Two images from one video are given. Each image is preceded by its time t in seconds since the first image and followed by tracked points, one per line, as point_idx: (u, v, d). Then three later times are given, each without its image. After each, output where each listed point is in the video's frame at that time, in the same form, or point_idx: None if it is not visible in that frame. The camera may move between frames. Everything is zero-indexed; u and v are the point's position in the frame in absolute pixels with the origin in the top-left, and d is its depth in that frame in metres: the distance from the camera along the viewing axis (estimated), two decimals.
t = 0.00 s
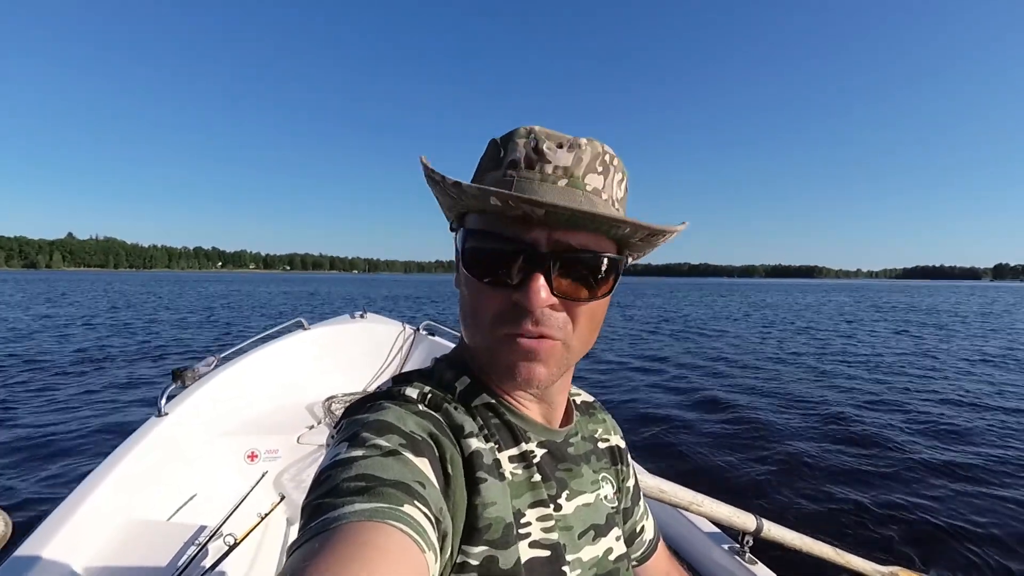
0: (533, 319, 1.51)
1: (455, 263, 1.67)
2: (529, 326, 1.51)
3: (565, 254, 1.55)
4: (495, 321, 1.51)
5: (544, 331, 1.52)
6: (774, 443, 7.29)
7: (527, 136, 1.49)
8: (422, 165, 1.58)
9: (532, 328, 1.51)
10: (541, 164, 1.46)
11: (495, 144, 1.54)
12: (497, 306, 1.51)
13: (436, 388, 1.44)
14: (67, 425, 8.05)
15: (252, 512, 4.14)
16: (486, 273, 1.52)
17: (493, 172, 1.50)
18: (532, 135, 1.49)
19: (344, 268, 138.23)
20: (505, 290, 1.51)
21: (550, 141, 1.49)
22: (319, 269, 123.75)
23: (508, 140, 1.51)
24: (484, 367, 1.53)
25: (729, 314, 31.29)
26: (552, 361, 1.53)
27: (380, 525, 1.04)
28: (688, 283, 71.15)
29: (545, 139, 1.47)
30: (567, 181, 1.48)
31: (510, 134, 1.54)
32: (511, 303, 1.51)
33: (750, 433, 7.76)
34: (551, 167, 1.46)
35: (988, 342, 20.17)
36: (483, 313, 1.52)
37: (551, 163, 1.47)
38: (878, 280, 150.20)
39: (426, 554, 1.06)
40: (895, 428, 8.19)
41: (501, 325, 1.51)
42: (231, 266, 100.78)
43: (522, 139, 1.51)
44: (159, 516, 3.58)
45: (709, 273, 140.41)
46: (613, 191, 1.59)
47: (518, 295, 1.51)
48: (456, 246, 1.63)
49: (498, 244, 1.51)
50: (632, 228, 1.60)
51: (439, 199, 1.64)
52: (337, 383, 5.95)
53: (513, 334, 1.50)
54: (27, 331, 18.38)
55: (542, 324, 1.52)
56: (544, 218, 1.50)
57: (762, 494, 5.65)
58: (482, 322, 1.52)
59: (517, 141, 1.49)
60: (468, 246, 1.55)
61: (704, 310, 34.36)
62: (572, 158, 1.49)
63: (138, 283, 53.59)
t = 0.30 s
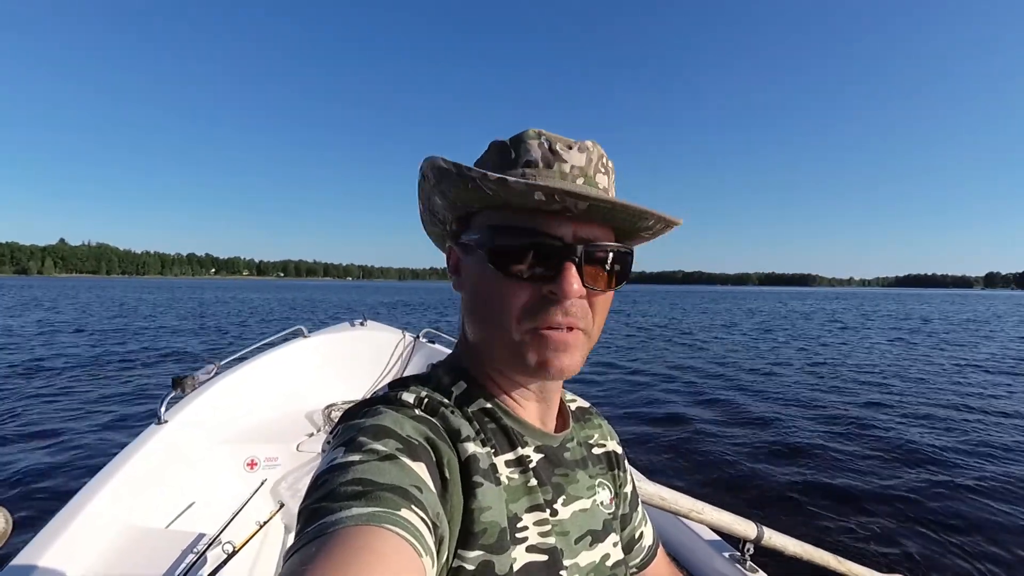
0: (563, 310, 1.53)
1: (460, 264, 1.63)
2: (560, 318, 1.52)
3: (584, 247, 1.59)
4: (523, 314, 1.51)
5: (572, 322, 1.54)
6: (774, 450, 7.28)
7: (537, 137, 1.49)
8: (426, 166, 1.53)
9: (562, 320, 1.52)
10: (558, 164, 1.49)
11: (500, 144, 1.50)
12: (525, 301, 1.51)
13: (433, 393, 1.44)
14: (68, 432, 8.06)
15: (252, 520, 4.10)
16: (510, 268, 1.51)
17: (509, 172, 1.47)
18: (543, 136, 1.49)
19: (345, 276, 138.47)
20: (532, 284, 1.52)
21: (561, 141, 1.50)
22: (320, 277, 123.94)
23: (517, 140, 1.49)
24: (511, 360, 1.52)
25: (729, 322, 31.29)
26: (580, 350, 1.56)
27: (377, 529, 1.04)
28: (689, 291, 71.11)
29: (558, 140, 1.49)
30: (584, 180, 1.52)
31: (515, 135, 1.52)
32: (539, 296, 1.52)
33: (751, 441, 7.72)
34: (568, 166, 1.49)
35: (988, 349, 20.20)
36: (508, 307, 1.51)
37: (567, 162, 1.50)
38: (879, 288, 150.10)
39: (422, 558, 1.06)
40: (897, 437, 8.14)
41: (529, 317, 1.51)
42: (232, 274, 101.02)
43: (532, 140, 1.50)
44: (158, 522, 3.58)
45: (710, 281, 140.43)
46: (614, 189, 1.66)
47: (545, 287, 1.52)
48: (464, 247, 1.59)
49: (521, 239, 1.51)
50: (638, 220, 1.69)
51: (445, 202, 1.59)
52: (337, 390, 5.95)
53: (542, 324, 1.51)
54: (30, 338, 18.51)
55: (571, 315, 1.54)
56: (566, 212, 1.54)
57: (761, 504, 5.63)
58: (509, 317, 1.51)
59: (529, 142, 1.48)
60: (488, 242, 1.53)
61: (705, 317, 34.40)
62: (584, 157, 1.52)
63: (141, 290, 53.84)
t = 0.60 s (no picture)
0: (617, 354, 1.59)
1: (502, 289, 1.48)
2: (613, 361, 1.57)
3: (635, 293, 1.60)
4: (582, 359, 1.50)
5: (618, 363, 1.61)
6: (777, 456, 7.28)
7: (624, 183, 1.43)
8: (511, 189, 1.34)
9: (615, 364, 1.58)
10: (640, 216, 1.47)
11: (588, 181, 1.38)
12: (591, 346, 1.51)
13: (430, 404, 1.43)
14: (74, 434, 8.12)
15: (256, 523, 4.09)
16: (576, 311, 1.46)
17: (601, 219, 1.40)
18: (629, 183, 1.45)
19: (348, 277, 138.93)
20: (599, 330, 1.50)
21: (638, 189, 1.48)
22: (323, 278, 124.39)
23: (607, 183, 1.40)
24: (558, 399, 1.51)
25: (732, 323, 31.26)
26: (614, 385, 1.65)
27: (375, 543, 1.03)
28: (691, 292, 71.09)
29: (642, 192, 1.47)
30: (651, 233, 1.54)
31: (600, 170, 1.41)
32: (599, 341, 1.51)
33: (754, 447, 7.67)
34: (647, 221, 1.49)
35: (996, 354, 20.08)
36: (567, 350, 1.48)
37: (645, 215, 1.49)
38: (884, 289, 149.40)
39: (421, 570, 1.05)
40: (902, 444, 8.09)
41: (587, 362, 1.51)
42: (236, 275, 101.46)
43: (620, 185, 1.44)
44: (164, 524, 3.60)
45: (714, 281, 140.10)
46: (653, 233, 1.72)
47: (605, 332, 1.52)
48: (519, 276, 1.46)
49: (592, 283, 1.47)
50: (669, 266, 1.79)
51: (510, 225, 1.42)
52: (341, 393, 5.96)
53: (597, 368, 1.53)
54: (38, 339, 18.69)
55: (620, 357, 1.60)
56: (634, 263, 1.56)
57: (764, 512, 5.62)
58: (569, 360, 1.48)
59: (618, 189, 1.41)
60: (559, 281, 1.45)
61: (709, 319, 34.34)
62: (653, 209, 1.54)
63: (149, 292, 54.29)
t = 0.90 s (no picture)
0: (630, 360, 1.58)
1: (519, 290, 1.48)
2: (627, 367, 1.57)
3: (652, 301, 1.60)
4: (597, 364, 1.50)
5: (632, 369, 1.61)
6: (775, 456, 7.31)
7: (648, 191, 1.43)
8: (536, 191, 1.34)
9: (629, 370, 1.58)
10: (663, 225, 1.47)
11: (613, 187, 1.38)
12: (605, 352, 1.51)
13: (440, 405, 1.44)
14: (74, 434, 8.10)
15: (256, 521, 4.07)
16: (593, 316, 1.47)
17: (622, 226, 1.40)
18: (652, 192, 1.45)
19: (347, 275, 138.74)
20: (614, 336, 1.50)
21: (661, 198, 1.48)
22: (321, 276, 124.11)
23: (631, 190, 1.40)
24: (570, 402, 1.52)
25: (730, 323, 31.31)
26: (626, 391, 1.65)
27: (385, 544, 1.03)
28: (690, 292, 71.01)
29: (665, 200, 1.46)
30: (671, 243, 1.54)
31: (625, 177, 1.41)
32: (613, 347, 1.52)
33: (754, 447, 7.67)
34: (668, 230, 1.49)
35: (994, 354, 20.12)
36: (582, 353, 1.48)
37: (666, 225, 1.49)
38: (882, 289, 149.71)
39: (431, 571, 1.06)
40: (900, 445, 8.09)
41: (601, 368, 1.51)
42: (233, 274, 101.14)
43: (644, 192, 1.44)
44: (163, 522, 3.60)
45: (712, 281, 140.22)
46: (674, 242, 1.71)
47: (620, 339, 1.52)
48: (537, 278, 1.46)
49: (610, 290, 1.47)
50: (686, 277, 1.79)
51: (532, 226, 1.43)
52: (341, 391, 5.95)
53: (611, 374, 1.53)
54: (37, 338, 18.65)
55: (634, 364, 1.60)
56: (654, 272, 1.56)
57: (764, 514, 5.63)
58: (583, 364, 1.48)
59: (642, 197, 1.42)
60: (577, 286, 1.45)
61: (708, 319, 34.37)
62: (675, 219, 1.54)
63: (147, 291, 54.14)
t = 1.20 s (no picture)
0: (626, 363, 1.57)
1: (515, 289, 1.48)
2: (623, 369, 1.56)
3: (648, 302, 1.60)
4: (592, 366, 1.49)
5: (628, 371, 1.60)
6: (771, 456, 7.32)
7: (644, 193, 1.44)
8: (532, 191, 1.34)
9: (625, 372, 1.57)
10: (659, 226, 1.47)
11: (610, 187, 1.38)
12: (600, 353, 1.50)
13: (432, 404, 1.44)
14: (72, 433, 8.10)
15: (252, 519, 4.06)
16: (589, 316, 1.46)
17: (618, 226, 1.40)
18: (649, 192, 1.45)
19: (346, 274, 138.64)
20: (609, 336, 1.50)
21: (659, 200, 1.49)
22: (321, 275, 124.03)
23: (628, 190, 1.40)
24: (565, 403, 1.51)
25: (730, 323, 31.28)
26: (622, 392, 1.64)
27: (375, 542, 1.03)
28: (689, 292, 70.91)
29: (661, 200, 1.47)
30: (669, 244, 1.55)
31: (622, 178, 1.41)
32: (610, 348, 1.51)
33: (751, 447, 7.67)
34: (665, 231, 1.49)
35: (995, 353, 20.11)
36: (578, 355, 1.48)
37: (663, 225, 1.49)
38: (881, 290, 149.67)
39: (421, 569, 1.05)
40: (897, 445, 8.10)
41: (596, 369, 1.51)
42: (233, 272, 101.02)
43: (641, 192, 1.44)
44: (159, 520, 3.59)
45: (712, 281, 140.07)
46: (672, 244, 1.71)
47: (615, 340, 1.52)
48: (533, 277, 1.46)
49: (606, 290, 1.47)
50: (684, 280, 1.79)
51: (529, 226, 1.43)
52: (338, 390, 5.96)
53: (605, 376, 1.53)
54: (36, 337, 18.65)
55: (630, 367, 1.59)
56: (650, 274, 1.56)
57: (761, 514, 5.63)
58: (579, 365, 1.48)
59: (639, 197, 1.42)
60: (574, 286, 1.45)
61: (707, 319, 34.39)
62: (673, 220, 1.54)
63: (148, 289, 54.14)
